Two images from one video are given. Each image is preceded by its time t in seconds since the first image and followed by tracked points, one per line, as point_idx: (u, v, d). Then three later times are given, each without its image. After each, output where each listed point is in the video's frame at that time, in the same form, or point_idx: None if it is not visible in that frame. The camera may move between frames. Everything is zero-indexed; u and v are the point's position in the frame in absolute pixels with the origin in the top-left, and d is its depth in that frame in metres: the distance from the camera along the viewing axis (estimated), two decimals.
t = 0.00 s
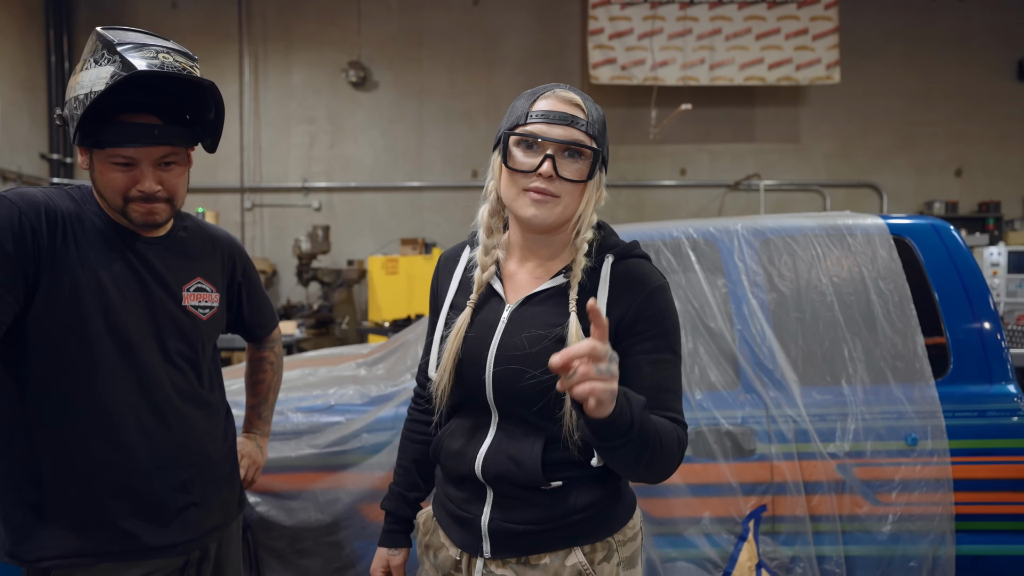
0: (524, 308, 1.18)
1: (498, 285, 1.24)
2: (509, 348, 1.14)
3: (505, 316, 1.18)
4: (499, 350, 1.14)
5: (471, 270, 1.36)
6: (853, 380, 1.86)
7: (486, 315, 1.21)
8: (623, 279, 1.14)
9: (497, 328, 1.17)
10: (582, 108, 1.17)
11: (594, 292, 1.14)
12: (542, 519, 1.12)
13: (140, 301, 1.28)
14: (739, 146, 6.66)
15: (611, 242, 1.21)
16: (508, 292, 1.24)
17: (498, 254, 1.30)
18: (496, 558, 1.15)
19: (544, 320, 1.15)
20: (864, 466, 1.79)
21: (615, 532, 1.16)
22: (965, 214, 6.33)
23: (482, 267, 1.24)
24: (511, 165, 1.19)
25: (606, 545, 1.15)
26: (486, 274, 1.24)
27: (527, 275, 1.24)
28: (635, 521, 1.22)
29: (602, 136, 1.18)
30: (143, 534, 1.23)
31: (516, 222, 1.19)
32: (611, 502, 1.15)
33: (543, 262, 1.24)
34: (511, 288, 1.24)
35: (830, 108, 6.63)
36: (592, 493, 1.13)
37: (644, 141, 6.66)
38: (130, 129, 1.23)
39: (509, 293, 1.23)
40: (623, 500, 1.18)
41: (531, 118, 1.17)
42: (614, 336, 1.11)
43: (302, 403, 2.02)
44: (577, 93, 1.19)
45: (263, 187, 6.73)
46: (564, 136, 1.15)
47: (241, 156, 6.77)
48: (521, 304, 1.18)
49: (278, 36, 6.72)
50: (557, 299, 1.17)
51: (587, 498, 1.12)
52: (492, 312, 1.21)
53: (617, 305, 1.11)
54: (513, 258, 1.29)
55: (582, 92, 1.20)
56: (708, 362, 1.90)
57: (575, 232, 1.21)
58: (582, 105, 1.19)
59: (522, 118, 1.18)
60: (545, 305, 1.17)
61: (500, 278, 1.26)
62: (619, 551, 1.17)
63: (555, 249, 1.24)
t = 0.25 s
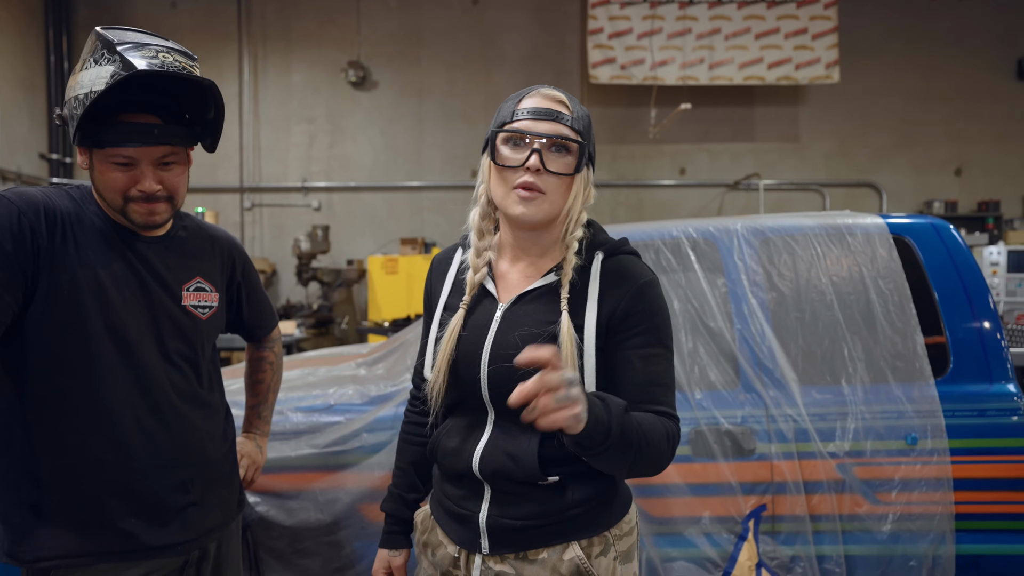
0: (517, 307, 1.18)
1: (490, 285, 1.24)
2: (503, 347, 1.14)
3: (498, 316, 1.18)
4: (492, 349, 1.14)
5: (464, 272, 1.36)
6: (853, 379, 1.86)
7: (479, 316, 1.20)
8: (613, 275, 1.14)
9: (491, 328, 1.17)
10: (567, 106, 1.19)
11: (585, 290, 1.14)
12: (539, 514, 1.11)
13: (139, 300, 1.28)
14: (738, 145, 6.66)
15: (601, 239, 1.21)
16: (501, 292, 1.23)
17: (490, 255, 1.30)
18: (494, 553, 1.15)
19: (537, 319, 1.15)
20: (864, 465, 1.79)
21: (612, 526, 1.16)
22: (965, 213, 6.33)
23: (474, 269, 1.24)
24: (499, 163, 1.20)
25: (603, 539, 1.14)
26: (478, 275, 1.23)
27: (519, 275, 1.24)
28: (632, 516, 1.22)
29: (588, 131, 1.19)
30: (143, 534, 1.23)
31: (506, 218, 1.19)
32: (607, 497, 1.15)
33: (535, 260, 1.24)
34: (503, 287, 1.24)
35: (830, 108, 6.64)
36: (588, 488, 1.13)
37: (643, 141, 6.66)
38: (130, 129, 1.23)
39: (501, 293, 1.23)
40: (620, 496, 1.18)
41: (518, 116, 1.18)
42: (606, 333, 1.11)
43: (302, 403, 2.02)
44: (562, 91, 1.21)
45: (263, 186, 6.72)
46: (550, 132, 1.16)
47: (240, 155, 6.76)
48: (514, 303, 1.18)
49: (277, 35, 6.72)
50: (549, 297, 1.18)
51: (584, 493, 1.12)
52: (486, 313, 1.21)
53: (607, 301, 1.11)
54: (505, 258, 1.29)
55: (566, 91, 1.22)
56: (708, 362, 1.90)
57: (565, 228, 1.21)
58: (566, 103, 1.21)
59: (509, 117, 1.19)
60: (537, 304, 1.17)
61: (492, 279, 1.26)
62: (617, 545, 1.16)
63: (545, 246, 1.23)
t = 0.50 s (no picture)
0: (509, 304, 1.18)
1: (482, 284, 1.23)
2: (495, 344, 1.14)
3: (491, 314, 1.18)
4: (485, 346, 1.14)
5: (456, 272, 1.36)
6: (854, 379, 1.85)
7: (470, 314, 1.20)
8: (603, 270, 1.14)
9: (483, 325, 1.17)
10: (552, 103, 1.21)
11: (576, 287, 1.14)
12: (536, 507, 1.11)
13: (140, 299, 1.28)
14: (738, 144, 6.66)
15: (591, 235, 1.21)
16: (492, 290, 1.23)
17: (481, 255, 1.30)
18: (492, 547, 1.15)
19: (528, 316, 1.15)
20: (864, 464, 1.79)
21: (609, 519, 1.15)
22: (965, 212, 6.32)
23: (465, 269, 1.24)
24: (487, 158, 1.21)
25: (600, 532, 1.14)
26: (469, 274, 1.23)
27: (510, 273, 1.24)
28: (628, 511, 1.22)
29: (574, 126, 1.20)
30: (143, 533, 1.23)
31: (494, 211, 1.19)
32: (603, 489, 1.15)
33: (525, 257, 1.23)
34: (495, 286, 1.24)
35: (830, 107, 6.63)
36: (585, 481, 1.13)
37: (643, 140, 6.66)
38: (131, 128, 1.23)
39: (493, 292, 1.23)
40: (615, 488, 1.18)
41: (505, 113, 1.20)
42: (596, 325, 1.11)
43: (302, 403, 2.03)
44: (548, 90, 1.23)
45: (263, 186, 6.73)
46: (536, 125, 1.17)
47: (240, 155, 6.76)
48: (505, 300, 1.18)
49: (277, 35, 6.72)
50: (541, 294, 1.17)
51: (582, 486, 1.12)
52: (477, 311, 1.21)
53: (597, 292, 1.11)
54: (495, 256, 1.29)
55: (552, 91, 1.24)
56: (708, 361, 1.90)
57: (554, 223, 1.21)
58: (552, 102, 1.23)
59: (496, 115, 1.21)
60: (528, 300, 1.17)
61: (484, 278, 1.26)
62: (612, 538, 1.15)
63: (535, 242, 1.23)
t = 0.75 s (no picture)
0: (509, 300, 1.18)
1: (482, 279, 1.24)
2: (493, 339, 1.14)
3: (490, 309, 1.18)
4: (483, 341, 1.15)
5: (458, 267, 1.36)
6: (856, 376, 1.85)
7: (470, 309, 1.21)
8: (602, 265, 1.14)
9: (483, 320, 1.17)
10: (551, 100, 1.19)
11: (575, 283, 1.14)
12: (533, 503, 1.11)
13: (143, 295, 1.28)
14: (740, 142, 6.64)
15: (590, 231, 1.21)
16: (492, 286, 1.24)
17: (482, 251, 1.31)
18: (490, 543, 1.15)
19: (526, 310, 1.15)
20: (867, 462, 1.79)
21: (606, 517, 1.15)
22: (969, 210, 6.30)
23: (466, 264, 1.24)
24: (485, 159, 1.20)
25: (598, 530, 1.13)
26: (470, 270, 1.24)
27: (510, 269, 1.24)
28: (628, 508, 1.21)
29: (574, 125, 1.18)
30: (146, 529, 1.24)
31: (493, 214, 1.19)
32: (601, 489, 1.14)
33: (525, 254, 1.24)
34: (495, 281, 1.24)
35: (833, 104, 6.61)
36: (583, 478, 1.12)
37: (645, 137, 6.65)
38: (132, 125, 1.23)
39: (494, 287, 1.23)
40: (614, 486, 1.17)
41: (503, 112, 1.18)
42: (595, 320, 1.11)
43: (304, 399, 2.03)
44: (548, 86, 1.20)
45: (264, 183, 6.73)
46: (536, 126, 1.16)
47: (241, 152, 6.77)
48: (505, 296, 1.18)
49: (278, 31, 6.72)
50: (539, 289, 1.17)
51: (579, 484, 1.12)
52: (477, 306, 1.21)
53: (595, 288, 1.12)
54: (495, 252, 1.29)
55: (551, 87, 1.22)
56: (709, 359, 1.89)
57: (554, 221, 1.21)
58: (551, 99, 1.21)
59: (494, 115, 1.19)
60: (528, 296, 1.17)
61: (484, 273, 1.27)
62: (611, 536, 1.14)
63: (535, 240, 1.23)
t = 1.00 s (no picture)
0: (515, 302, 1.17)
1: (488, 279, 1.24)
2: (497, 342, 1.14)
3: (496, 310, 1.18)
4: (487, 345, 1.14)
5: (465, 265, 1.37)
6: (858, 375, 1.85)
7: (477, 308, 1.21)
8: (612, 267, 1.14)
9: (488, 322, 1.17)
10: (563, 96, 1.18)
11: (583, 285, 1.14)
12: (536, 509, 1.11)
13: (145, 295, 1.28)
14: (742, 141, 6.63)
15: (598, 232, 1.19)
16: (499, 286, 1.24)
17: (490, 249, 1.31)
18: (493, 547, 1.15)
19: (531, 314, 1.15)
20: (869, 461, 1.78)
21: (612, 524, 1.15)
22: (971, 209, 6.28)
23: (473, 262, 1.26)
24: (494, 155, 1.20)
25: (602, 538, 1.13)
26: (477, 269, 1.25)
27: (518, 269, 1.24)
28: (633, 514, 1.21)
29: (584, 122, 1.17)
30: (147, 528, 1.24)
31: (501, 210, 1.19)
32: (605, 495, 1.13)
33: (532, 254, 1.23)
34: (502, 282, 1.24)
35: (835, 103, 6.60)
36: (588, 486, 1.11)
37: (646, 136, 6.64)
38: (136, 125, 1.23)
39: (500, 288, 1.23)
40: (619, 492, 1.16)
41: (514, 108, 1.18)
42: (602, 325, 1.10)
43: (306, 398, 2.03)
44: (561, 83, 1.20)
45: (265, 182, 6.74)
46: (545, 123, 1.15)
47: (243, 151, 6.78)
48: (511, 298, 1.18)
49: (280, 30, 6.73)
50: (545, 292, 1.16)
51: (582, 491, 1.11)
52: (484, 306, 1.22)
53: (602, 295, 1.11)
54: (503, 251, 1.29)
55: (563, 82, 1.21)
56: (712, 358, 1.89)
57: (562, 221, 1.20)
58: (563, 94, 1.19)
59: (505, 109, 1.19)
60: (534, 299, 1.17)
61: (491, 272, 1.27)
62: (615, 543, 1.15)
63: (543, 239, 1.23)
